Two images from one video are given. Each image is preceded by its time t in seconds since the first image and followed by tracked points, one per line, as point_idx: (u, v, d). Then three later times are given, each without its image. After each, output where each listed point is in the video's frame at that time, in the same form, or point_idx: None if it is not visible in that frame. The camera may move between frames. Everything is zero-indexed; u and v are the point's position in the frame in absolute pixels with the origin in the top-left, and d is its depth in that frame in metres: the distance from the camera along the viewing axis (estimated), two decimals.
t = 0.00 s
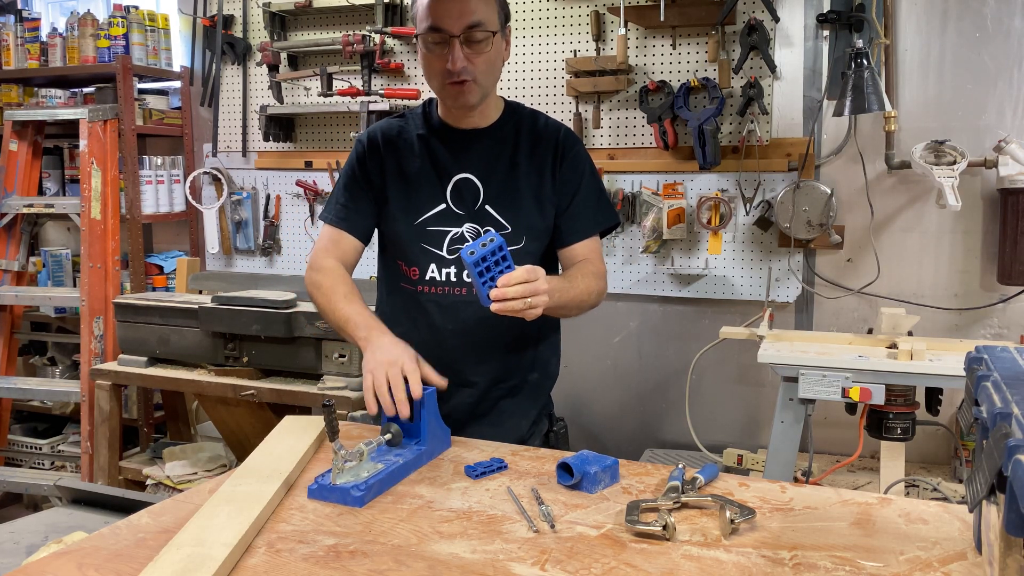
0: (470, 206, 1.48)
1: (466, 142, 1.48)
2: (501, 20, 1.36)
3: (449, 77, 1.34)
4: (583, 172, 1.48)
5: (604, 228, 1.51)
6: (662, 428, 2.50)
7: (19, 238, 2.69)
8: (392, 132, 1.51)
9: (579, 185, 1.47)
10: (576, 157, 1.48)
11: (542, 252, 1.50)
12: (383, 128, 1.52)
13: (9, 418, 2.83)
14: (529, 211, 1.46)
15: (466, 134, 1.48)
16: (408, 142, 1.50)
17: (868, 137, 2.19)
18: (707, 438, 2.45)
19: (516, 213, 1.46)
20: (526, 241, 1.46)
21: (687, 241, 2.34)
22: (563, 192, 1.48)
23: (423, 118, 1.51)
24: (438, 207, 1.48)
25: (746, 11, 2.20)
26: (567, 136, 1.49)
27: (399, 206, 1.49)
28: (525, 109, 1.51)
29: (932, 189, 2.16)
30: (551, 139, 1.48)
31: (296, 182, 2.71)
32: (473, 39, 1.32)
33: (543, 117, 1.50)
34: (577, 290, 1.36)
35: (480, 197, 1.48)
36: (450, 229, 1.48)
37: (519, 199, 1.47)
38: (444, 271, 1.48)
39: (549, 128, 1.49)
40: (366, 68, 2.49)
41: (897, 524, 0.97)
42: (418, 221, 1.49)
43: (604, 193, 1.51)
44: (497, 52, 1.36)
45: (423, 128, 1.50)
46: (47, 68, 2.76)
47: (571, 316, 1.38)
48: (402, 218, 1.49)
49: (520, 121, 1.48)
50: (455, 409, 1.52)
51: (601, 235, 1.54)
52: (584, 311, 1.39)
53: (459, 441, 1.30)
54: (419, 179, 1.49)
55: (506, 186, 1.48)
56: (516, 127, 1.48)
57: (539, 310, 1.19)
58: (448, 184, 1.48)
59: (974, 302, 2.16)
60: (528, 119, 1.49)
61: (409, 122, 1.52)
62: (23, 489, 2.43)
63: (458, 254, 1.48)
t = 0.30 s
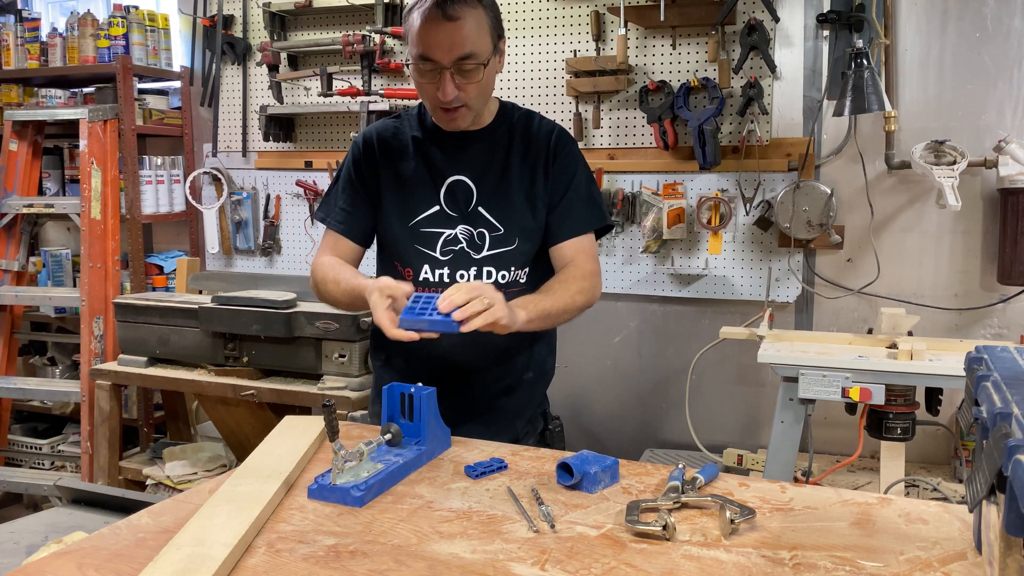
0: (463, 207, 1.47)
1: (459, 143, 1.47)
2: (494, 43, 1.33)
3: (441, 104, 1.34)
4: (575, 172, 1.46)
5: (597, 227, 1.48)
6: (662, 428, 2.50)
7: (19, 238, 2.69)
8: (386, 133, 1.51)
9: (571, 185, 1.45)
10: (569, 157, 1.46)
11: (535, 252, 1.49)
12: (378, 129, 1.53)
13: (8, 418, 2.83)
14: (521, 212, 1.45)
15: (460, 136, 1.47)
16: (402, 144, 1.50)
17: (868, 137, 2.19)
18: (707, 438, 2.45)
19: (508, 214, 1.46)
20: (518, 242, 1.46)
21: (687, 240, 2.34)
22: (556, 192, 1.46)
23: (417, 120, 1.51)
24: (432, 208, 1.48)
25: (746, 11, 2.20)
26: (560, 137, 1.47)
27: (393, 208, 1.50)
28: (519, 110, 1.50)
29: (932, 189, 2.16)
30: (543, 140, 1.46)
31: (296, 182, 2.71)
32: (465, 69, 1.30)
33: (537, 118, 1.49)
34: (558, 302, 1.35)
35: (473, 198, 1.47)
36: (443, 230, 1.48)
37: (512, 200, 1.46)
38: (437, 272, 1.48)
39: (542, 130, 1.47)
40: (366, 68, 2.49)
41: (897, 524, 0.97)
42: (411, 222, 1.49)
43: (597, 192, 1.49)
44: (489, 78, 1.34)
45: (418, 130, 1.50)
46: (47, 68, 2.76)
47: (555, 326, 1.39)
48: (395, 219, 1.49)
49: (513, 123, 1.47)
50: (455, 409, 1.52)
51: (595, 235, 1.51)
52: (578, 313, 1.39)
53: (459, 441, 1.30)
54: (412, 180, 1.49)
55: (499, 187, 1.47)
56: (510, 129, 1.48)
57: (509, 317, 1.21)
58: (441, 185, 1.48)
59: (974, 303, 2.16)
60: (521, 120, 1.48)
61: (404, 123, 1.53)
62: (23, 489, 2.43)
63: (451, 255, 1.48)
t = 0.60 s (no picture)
0: (472, 210, 1.47)
1: (469, 145, 1.47)
2: (507, 55, 1.29)
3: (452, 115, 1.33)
4: (586, 177, 1.45)
5: (606, 234, 1.46)
6: (662, 428, 2.50)
7: (19, 238, 2.69)
8: (396, 132, 1.51)
9: (581, 189, 1.44)
10: (579, 162, 1.45)
11: (543, 256, 1.49)
12: (389, 128, 1.52)
13: (8, 418, 2.83)
14: (530, 216, 1.45)
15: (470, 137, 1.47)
16: (412, 144, 1.50)
17: (868, 137, 2.19)
18: (707, 438, 2.45)
19: (517, 218, 1.45)
20: (526, 247, 1.46)
21: (687, 240, 2.34)
22: (565, 197, 1.45)
23: (427, 119, 1.50)
24: (440, 210, 1.48)
25: (746, 11, 2.20)
26: (571, 141, 1.47)
27: (401, 209, 1.49)
28: (531, 112, 1.49)
29: (932, 189, 2.16)
30: (554, 144, 1.46)
31: (297, 182, 2.71)
32: (477, 84, 1.28)
33: (548, 121, 1.48)
34: (557, 323, 1.34)
35: (481, 201, 1.46)
36: (451, 233, 1.47)
37: (520, 204, 1.45)
38: (444, 274, 1.48)
39: (553, 133, 1.47)
40: (366, 68, 2.49)
41: (897, 524, 0.97)
42: (420, 223, 1.49)
43: (607, 197, 1.48)
44: (501, 89, 1.32)
45: (427, 130, 1.49)
46: (47, 68, 2.76)
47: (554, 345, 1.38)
48: (404, 219, 1.49)
49: (524, 125, 1.47)
50: (455, 409, 1.52)
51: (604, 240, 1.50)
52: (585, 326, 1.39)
53: (459, 442, 1.30)
54: (421, 181, 1.49)
55: (508, 190, 1.46)
56: (520, 130, 1.47)
57: (513, 362, 1.19)
58: (450, 187, 1.48)
59: (974, 303, 2.16)
60: (532, 123, 1.47)
61: (414, 122, 1.52)
62: (23, 489, 2.43)
63: (459, 258, 1.48)
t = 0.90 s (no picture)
0: (502, 213, 1.47)
1: (504, 146, 1.46)
2: (545, 62, 1.29)
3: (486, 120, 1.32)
4: (621, 186, 1.43)
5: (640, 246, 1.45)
6: (662, 428, 2.50)
7: (19, 238, 2.69)
8: (433, 127, 1.51)
9: (615, 199, 1.43)
10: (615, 170, 1.44)
11: (572, 263, 1.48)
12: (426, 122, 1.52)
13: (8, 418, 2.83)
14: (561, 222, 1.44)
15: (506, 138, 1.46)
16: (447, 141, 1.50)
17: (869, 137, 2.19)
18: (707, 438, 2.45)
19: (547, 224, 1.45)
20: (555, 253, 1.46)
21: (687, 241, 2.34)
22: (599, 205, 1.44)
23: (465, 116, 1.50)
24: (471, 211, 1.48)
25: (746, 11, 2.20)
26: (608, 149, 1.45)
27: (433, 207, 1.50)
28: (570, 115, 1.48)
29: (932, 189, 2.16)
30: (590, 151, 1.45)
31: (296, 182, 2.71)
32: (512, 91, 1.27)
33: (587, 127, 1.47)
34: (577, 335, 1.33)
35: (513, 205, 1.46)
36: (480, 234, 1.47)
37: (552, 209, 1.44)
38: (471, 275, 1.49)
39: (590, 139, 1.45)
40: (366, 68, 2.48)
41: (896, 524, 0.97)
42: (450, 223, 1.49)
43: (642, 208, 1.46)
44: (536, 96, 1.32)
45: (463, 128, 1.49)
46: (47, 68, 2.76)
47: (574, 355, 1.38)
48: (435, 218, 1.50)
49: (561, 129, 1.46)
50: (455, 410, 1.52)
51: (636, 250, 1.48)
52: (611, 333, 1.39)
53: (459, 442, 1.30)
54: (453, 179, 1.49)
55: (540, 194, 1.45)
56: (557, 134, 1.46)
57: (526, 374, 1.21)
58: (482, 188, 1.47)
59: (974, 303, 2.16)
60: (570, 128, 1.46)
61: (451, 118, 1.52)
62: (23, 489, 2.43)
63: (487, 260, 1.48)
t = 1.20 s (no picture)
0: (529, 214, 1.45)
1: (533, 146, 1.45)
2: (577, 66, 1.28)
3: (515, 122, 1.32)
4: (653, 193, 1.41)
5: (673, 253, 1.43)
6: (662, 428, 2.50)
7: (19, 238, 2.69)
8: (466, 123, 1.51)
9: (646, 205, 1.41)
10: (647, 175, 1.42)
11: (600, 267, 1.47)
12: (460, 117, 1.53)
13: (9, 418, 2.83)
14: (589, 225, 1.43)
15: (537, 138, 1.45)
16: (478, 138, 1.49)
17: (869, 137, 2.19)
18: (707, 438, 2.45)
19: (575, 227, 1.43)
20: (581, 257, 1.44)
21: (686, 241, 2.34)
22: (629, 209, 1.42)
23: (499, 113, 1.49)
24: (499, 210, 1.47)
25: (746, 11, 2.20)
26: (640, 152, 1.43)
27: (462, 204, 1.51)
28: (604, 116, 1.46)
29: (932, 189, 2.16)
30: (622, 153, 1.43)
31: (296, 182, 2.71)
32: (542, 94, 1.27)
33: (620, 129, 1.44)
34: (618, 341, 1.34)
35: (540, 206, 1.45)
36: (507, 234, 1.47)
37: (580, 211, 1.43)
38: (496, 275, 1.49)
39: (623, 141, 1.43)
40: (366, 68, 2.48)
41: (897, 524, 0.97)
42: (478, 221, 1.49)
43: (676, 214, 1.43)
44: (566, 99, 1.31)
45: (495, 125, 1.48)
46: (47, 68, 2.76)
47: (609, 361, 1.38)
48: (464, 215, 1.50)
49: (594, 130, 1.44)
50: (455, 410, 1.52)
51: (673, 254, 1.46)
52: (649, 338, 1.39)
53: (459, 442, 1.30)
54: (483, 177, 1.49)
55: (568, 195, 1.44)
56: (589, 136, 1.44)
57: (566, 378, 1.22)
58: (510, 187, 1.47)
59: (974, 303, 2.16)
60: (603, 129, 1.44)
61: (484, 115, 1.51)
62: (23, 489, 2.43)
63: (512, 260, 1.47)
